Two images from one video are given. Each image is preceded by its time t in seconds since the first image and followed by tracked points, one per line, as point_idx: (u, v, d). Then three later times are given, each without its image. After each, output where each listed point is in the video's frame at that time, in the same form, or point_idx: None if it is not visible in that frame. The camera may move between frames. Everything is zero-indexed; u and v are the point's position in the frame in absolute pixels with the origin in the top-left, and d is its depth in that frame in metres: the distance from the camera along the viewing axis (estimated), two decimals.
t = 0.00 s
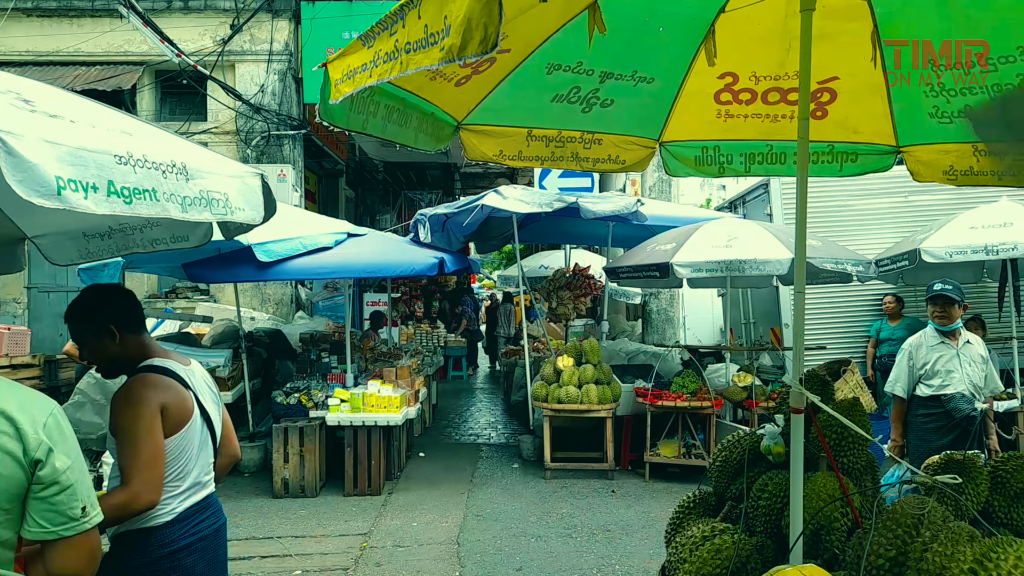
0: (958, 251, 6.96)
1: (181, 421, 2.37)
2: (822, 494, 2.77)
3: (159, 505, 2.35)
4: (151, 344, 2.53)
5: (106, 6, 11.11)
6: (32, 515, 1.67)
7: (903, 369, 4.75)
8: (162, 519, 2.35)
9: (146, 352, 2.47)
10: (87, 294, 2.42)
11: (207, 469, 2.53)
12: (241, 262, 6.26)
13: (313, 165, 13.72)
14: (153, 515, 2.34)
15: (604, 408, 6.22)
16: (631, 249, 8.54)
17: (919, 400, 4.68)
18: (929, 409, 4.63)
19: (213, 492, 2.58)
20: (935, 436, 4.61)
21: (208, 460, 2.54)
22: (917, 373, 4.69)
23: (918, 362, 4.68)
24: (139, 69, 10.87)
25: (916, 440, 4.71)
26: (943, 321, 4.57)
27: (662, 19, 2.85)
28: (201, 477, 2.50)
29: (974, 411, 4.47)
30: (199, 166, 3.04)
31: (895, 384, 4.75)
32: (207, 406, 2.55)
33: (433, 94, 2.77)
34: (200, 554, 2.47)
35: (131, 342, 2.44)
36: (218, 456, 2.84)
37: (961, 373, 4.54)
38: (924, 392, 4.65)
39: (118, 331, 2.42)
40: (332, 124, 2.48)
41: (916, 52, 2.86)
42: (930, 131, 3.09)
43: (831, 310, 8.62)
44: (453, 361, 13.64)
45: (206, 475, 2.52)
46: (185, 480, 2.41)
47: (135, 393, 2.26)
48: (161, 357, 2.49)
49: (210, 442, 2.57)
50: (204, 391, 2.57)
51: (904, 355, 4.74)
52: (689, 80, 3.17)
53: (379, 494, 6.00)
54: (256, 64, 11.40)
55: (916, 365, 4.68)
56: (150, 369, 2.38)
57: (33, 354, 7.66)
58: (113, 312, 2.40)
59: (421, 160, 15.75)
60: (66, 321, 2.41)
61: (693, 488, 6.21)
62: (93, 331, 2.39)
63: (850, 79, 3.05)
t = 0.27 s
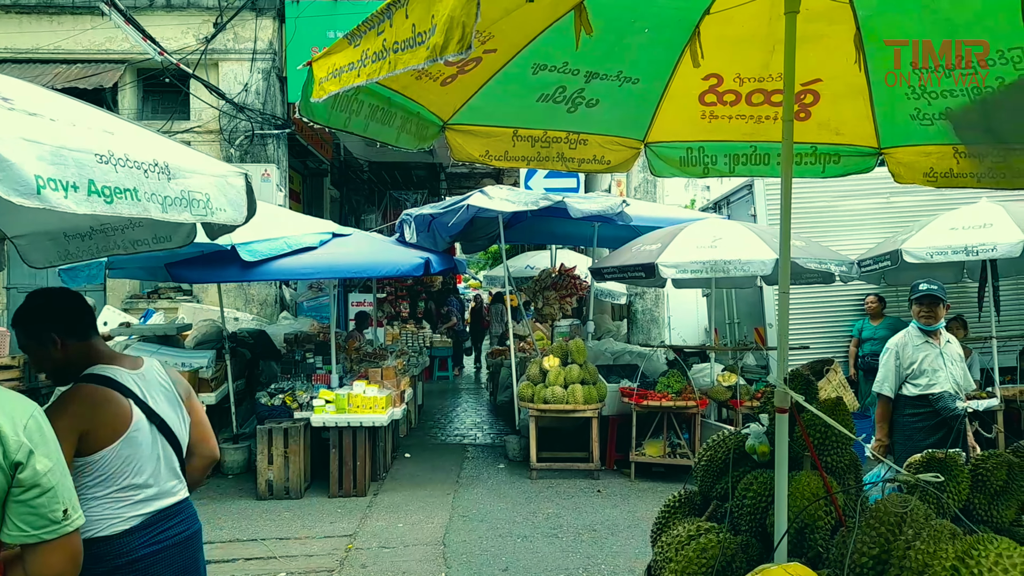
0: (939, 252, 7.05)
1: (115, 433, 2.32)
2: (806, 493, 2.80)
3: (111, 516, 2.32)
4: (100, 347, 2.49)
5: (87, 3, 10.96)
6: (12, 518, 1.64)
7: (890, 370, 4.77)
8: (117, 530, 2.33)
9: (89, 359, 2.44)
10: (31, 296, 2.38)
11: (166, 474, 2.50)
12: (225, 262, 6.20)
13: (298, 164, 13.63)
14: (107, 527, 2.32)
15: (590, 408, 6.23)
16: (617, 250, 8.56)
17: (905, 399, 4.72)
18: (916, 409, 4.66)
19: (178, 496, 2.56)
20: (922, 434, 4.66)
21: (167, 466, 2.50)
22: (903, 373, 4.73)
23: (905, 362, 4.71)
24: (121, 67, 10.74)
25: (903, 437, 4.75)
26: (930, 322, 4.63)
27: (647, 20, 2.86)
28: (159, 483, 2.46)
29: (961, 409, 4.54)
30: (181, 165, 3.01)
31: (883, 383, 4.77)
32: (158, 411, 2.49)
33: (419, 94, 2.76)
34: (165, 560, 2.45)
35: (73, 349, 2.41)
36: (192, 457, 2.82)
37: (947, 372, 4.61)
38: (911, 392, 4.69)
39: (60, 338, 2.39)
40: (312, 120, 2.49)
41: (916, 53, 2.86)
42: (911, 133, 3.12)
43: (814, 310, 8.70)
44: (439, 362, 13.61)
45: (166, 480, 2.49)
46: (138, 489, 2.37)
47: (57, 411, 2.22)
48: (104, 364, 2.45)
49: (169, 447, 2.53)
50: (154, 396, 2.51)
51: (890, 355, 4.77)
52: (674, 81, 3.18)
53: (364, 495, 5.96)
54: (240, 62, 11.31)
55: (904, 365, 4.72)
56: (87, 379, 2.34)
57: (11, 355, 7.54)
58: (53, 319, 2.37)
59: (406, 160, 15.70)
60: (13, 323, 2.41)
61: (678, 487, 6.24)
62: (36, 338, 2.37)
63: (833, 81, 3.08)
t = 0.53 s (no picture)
0: (920, 252, 7.14)
1: (56, 443, 2.39)
2: (791, 492, 2.82)
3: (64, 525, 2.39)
4: (46, 355, 2.53)
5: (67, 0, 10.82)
6: None
7: (876, 369, 4.80)
8: (72, 537, 2.39)
9: (33, 367, 2.49)
10: None
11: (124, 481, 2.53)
12: (208, 263, 6.14)
13: (282, 164, 13.54)
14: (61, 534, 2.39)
15: (576, 408, 6.23)
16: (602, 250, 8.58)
17: (891, 399, 4.76)
18: (903, 408, 4.71)
19: (141, 501, 2.59)
20: (908, 434, 4.71)
21: (124, 473, 2.54)
22: (889, 372, 4.76)
23: (891, 361, 4.75)
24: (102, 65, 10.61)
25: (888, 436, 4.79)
26: (917, 321, 4.69)
27: (632, 21, 2.87)
28: (115, 490, 2.50)
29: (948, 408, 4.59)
30: (165, 164, 2.98)
31: (871, 383, 4.78)
32: (108, 418, 2.52)
33: (405, 94, 2.74)
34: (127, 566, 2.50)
35: (15, 362, 2.47)
36: (163, 457, 2.82)
37: (931, 371, 4.68)
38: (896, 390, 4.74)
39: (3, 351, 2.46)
40: (294, 118, 2.48)
41: (915, 53, 2.87)
42: (893, 135, 3.16)
43: (798, 310, 8.77)
44: (425, 363, 13.57)
45: (123, 487, 2.52)
46: (88, 498, 2.43)
47: None
48: (47, 372, 2.50)
49: (126, 454, 2.56)
50: (105, 403, 2.55)
51: (877, 355, 4.79)
52: (659, 82, 3.19)
53: (349, 497, 5.93)
54: (223, 61, 11.22)
55: (890, 365, 4.76)
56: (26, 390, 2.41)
57: None
58: None
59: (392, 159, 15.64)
60: None
61: (664, 487, 6.26)
62: None
63: (816, 83, 3.11)
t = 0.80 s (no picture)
0: (901, 253, 7.23)
1: (30, 445, 2.38)
2: (774, 491, 2.84)
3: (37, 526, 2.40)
4: (25, 354, 2.53)
5: None
6: None
7: (864, 370, 4.82)
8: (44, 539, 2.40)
9: (11, 365, 2.48)
10: None
11: (100, 484, 2.52)
12: (190, 263, 6.09)
13: (266, 163, 13.44)
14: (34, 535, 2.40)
15: (561, 408, 6.24)
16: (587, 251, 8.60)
17: (878, 399, 4.84)
18: (889, 408, 4.81)
19: (117, 504, 2.58)
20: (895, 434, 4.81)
21: (100, 475, 2.53)
22: (876, 373, 4.81)
23: (878, 361, 4.81)
24: (82, 62, 10.47)
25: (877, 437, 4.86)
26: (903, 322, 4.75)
27: (616, 21, 2.88)
28: (90, 493, 2.49)
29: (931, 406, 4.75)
30: (147, 163, 2.94)
31: (859, 384, 4.81)
32: (84, 419, 2.52)
33: (391, 93, 2.72)
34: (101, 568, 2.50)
35: None
36: (142, 459, 2.80)
37: (914, 370, 4.79)
38: (882, 390, 4.82)
39: None
40: (281, 119, 2.41)
41: (916, 52, 2.88)
42: (875, 137, 3.18)
43: (780, 311, 8.84)
44: (410, 363, 13.53)
45: (99, 490, 2.52)
46: (63, 500, 2.43)
47: None
48: (24, 371, 2.49)
49: (103, 456, 2.55)
50: (82, 404, 2.54)
51: (864, 355, 4.82)
52: (644, 83, 3.21)
53: (333, 498, 5.89)
54: (206, 59, 11.12)
55: (877, 365, 4.81)
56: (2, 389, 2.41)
57: None
58: None
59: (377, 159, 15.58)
60: None
61: (648, 486, 6.29)
62: None
63: (799, 84, 3.14)
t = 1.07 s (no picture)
0: (882, 253, 7.31)
1: (35, 443, 2.43)
2: (758, 490, 2.85)
3: (40, 523, 2.44)
4: (26, 354, 2.58)
5: None
6: None
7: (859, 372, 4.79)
8: (46, 536, 2.44)
9: (14, 366, 2.53)
10: None
11: (101, 482, 2.58)
12: (172, 263, 6.03)
13: (249, 163, 13.34)
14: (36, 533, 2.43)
15: (546, 408, 6.25)
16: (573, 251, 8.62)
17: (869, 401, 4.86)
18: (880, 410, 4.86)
19: (116, 502, 2.64)
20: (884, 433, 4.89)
21: (101, 473, 2.59)
22: (870, 374, 4.83)
23: (871, 362, 4.83)
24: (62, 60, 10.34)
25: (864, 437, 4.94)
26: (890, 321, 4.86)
27: (599, 22, 2.89)
28: (92, 491, 2.54)
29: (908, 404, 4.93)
30: (127, 162, 2.91)
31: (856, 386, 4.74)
32: (87, 418, 2.57)
33: (375, 93, 2.70)
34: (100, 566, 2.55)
35: None
36: (136, 459, 2.86)
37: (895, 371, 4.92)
38: (872, 390, 4.86)
39: None
40: (264, 119, 2.39)
41: (916, 53, 2.87)
42: (856, 139, 3.21)
43: (764, 310, 8.91)
44: (395, 364, 13.48)
45: (100, 488, 2.57)
46: (67, 496, 2.48)
47: None
48: (28, 370, 2.54)
49: (103, 455, 2.61)
50: (84, 403, 2.60)
51: (860, 357, 4.80)
52: (629, 84, 3.21)
53: (317, 499, 5.86)
54: (189, 58, 11.02)
55: (870, 366, 4.82)
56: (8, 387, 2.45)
57: None
58: None
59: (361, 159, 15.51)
60: None
61: (633, 486, 6.31)
62: None
63: (782, 86, 3.16)
